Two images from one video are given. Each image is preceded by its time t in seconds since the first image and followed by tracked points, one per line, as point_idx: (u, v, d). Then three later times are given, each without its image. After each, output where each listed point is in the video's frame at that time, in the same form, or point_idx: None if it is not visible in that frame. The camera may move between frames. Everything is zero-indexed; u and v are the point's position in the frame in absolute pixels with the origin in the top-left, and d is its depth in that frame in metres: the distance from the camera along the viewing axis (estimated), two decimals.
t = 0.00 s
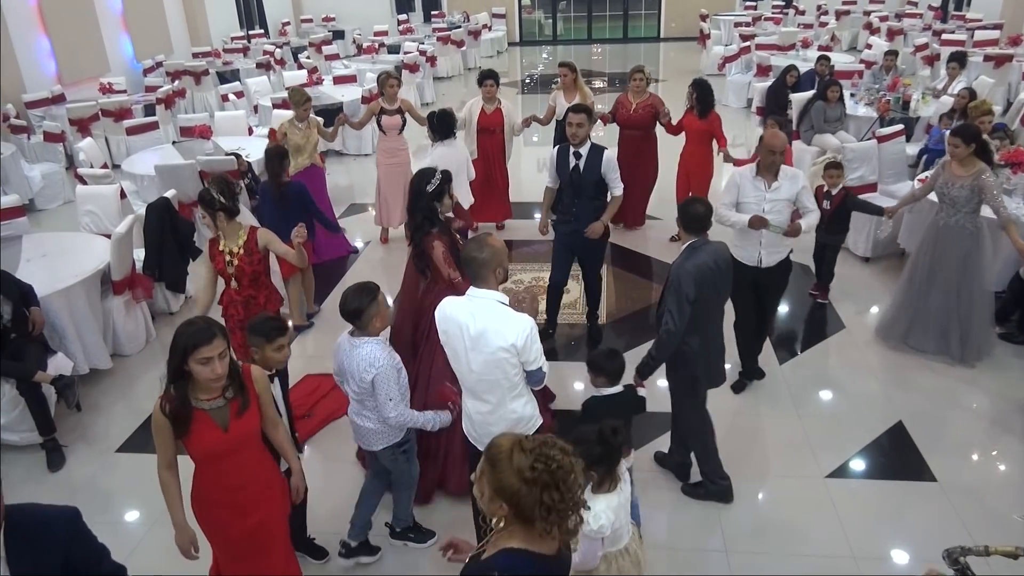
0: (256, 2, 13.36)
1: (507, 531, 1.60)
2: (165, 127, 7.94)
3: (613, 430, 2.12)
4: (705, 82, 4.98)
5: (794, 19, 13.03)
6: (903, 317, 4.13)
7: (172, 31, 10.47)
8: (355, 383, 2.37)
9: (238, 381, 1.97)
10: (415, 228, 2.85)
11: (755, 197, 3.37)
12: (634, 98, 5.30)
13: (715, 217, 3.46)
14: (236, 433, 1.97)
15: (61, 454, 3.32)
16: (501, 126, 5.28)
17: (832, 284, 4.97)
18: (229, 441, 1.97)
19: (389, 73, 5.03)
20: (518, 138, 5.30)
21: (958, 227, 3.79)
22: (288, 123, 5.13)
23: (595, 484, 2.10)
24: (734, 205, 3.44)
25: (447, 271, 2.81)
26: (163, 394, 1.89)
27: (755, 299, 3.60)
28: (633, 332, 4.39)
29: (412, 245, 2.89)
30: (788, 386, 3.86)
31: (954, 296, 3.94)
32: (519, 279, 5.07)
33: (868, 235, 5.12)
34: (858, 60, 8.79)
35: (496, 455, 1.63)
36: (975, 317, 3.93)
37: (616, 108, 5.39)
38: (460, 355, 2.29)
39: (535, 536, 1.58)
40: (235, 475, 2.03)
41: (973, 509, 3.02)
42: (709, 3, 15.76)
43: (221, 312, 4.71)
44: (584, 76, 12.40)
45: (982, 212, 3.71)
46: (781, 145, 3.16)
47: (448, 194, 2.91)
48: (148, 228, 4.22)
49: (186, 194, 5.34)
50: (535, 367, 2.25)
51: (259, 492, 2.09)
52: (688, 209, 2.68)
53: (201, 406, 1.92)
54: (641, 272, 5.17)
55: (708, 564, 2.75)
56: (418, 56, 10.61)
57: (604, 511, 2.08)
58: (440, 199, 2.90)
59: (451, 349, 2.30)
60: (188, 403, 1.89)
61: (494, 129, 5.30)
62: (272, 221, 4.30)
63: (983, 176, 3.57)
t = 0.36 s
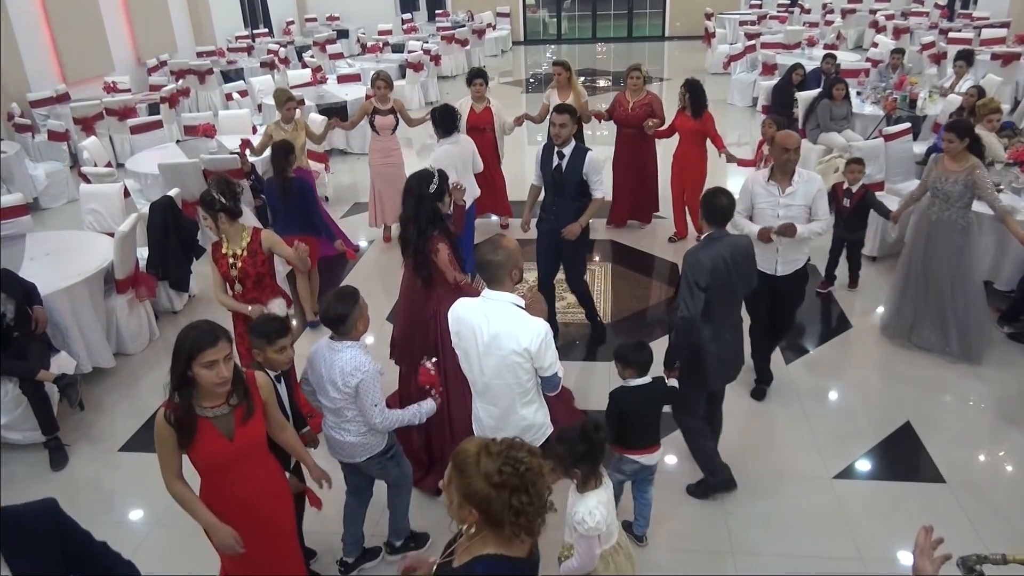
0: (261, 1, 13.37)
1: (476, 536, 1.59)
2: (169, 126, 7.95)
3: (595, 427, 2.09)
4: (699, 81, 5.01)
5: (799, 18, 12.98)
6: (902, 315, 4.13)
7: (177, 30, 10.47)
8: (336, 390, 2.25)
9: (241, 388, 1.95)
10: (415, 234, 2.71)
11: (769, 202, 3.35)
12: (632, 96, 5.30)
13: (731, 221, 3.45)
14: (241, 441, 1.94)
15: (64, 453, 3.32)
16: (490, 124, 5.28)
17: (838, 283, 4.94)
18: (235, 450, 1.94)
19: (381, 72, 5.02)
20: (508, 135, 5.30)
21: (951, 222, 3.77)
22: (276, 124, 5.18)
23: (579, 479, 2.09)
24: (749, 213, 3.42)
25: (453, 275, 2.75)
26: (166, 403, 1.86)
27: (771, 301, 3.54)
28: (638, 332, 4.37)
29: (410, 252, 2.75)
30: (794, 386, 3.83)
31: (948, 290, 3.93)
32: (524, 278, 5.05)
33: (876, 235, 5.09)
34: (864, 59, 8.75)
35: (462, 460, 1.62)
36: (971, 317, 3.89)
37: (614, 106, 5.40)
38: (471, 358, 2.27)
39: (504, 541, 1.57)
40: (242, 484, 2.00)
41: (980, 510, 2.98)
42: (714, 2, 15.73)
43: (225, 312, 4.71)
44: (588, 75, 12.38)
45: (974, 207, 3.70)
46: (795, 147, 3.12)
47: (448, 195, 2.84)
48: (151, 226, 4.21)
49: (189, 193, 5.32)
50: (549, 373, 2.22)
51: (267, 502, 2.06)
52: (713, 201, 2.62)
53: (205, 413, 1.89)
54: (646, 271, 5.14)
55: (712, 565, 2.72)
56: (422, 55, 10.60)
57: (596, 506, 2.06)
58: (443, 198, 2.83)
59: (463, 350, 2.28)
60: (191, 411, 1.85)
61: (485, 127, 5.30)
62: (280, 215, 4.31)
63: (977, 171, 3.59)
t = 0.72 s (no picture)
0: None
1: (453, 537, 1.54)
2: (175, 124, 7.95)
3: (570, 415, 2.11)
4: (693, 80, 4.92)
5: (807, 16, 12.92)
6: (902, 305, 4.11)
7: (183, 28, 10.46)
8: (323, 403, 2.17)
9: (237, 399, 1.87)
10: (419, 236, 2.66)
11: (792, 207, 3.15)
12: (626, 95, 5.24)
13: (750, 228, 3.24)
14: (236, 454, 1.88)
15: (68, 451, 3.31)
16: (486, 123, 5.25)
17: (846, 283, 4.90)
18: (230, 463, 1.88)
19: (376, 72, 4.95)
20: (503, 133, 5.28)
21: (957, 219, 3.71)
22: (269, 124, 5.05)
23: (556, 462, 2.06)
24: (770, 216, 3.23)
25: (458, 278, 2.74)
26: (159, 415, 1.81)
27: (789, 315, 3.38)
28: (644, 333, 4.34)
29: (412, 258, 2.70)
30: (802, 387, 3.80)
31: (951, 282, 3.89)
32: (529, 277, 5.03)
33: (885, 234, 5.05)
34: (873, 57, 8.70)
35: (439, 458, 1.59)
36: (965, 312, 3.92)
37: (607, 106, 5.32)
38: (477, 361, 2.26)
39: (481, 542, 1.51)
40: (236, 497, 1.94)
41: (992, 513, 2.95)
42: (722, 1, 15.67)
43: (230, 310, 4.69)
44: (595, 73, 12.35)
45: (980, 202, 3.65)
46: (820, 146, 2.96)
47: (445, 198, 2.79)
48: (156, 224, 4.19)
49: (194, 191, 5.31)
50: (552, 386, 2.19)
51: (264, 514, 2.00)
52: (734, 194, 2.67)
53: (197, 426, 1.84)
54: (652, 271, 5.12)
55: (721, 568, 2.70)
56: (428, 54, 10.58)
57: (571, 493, 2.04)
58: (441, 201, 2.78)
59: (469, 352, 2.27)
60: (183, 425, 1.80)
61: (481, 126, 5.27)
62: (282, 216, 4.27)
63: (981, 166, 3.50)
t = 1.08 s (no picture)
0: None
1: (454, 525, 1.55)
2: (183, 123, 7.95)
3: (564, 421, 2.02)
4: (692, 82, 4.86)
5: (816, 15, 12.85)
6: (914, 303, 4.11)
7: (191, 27, 10.46)
8: (323, 415, 2.15)
9: (225, 413, 1.82)
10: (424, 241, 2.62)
11: (818, 212, 3.09)
12: (624, 98, 5.21)
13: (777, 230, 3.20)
14: (221, 471, 1.83)
15: (73, 450, 3.30)
16: (489, 122, 5.21)
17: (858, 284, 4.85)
18: (214, 480, 1.82)
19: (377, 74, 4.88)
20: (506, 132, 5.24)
21: (963, 216, 3.75)
22: (271, 127, 4.96)
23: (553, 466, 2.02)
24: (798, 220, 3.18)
25: (459, 276, 2.71)
26: (142, 430, 1.76)
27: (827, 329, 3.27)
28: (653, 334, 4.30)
29: (412, 259, 2.65)
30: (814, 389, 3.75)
31: (969, 278, 3.88)
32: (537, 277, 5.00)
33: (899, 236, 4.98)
34: (884, 55, 8.64)
35: (446, 446, 1.58)
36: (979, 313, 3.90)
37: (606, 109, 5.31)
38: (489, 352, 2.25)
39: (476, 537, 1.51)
40: (218, 516, 1.88)
41: (1008, 519, 2.89)
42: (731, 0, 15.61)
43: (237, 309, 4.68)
44: (604, 73, 12.29)
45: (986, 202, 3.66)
46: (849, 150, 2.90)
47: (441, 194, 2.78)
48: (164, 221, 4.18)
49: (202, 189, 5.29)
50: (565, 375, 2.17)
51: (251, 534, 1.95)
52: (737, 184, 2.72)
53: (181, 440, 1.78)
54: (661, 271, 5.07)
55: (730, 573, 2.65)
56: (436, 53, 10.56)
57: (560, 498, 2.00)
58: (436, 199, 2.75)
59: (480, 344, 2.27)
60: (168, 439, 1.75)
61: (483, 125, 5.23)
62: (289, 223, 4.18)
63: (985, 165, 3.52)
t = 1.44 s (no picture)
0: None
1: (479, 522, 1.48)
2: (192, 122, 7.95)
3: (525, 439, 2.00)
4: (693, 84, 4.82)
5: (827, 14, 12.76)
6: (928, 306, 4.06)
7: (200, 26, 10.47)
8: (329, 437, 2.11)
9: (219, 429, 1.78)
10: (434, 228, 2.60)
11: (846, 226, 2.91)
12: (624, 100, 5.09)
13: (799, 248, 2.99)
14: (214, 490, 1.79)
15: (80, 450, 3.28)
16: (489, 124, 5.15)
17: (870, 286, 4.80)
18: (208, 498, 1.79)
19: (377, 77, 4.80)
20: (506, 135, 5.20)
21: (960, 213, 3.73)
22: (270, 129, 5.02)
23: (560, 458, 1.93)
24: (820, 235, 2.99)
25: (461, 273, 2.73)
26: (135, 449, 1.69)
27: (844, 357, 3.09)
28: (662, 337, 4.26)
29: (422, 252, 2.61)
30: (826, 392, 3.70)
31: (960, 271, 3.89)
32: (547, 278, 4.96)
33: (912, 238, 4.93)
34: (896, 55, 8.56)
35: (470, 441, 1.51)
36: (974, 308, 3.92)
37: (605, 111, 5.20)
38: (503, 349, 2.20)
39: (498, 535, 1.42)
40: (212, 535, 1.85)
41: None
42: None
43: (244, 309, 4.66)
44: (613, 72, 12.23)
45: (983, 201, 3.65)
46: (875, 159, 2.73)
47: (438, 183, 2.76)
48: (171, 221, 4.17)
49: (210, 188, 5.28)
50: (581, 372, 2.14)
51: (247, 552, 1.92)
52: (739, 172, 2.90)
53: (175, 459, 1.74)
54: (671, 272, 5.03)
55: None
56: (445, 51, 10.54)
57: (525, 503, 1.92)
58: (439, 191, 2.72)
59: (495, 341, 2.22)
60: (162, 457, 1.70)
61: (483, 127, 5.16)
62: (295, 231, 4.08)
63: (985, 161, 3.48)
